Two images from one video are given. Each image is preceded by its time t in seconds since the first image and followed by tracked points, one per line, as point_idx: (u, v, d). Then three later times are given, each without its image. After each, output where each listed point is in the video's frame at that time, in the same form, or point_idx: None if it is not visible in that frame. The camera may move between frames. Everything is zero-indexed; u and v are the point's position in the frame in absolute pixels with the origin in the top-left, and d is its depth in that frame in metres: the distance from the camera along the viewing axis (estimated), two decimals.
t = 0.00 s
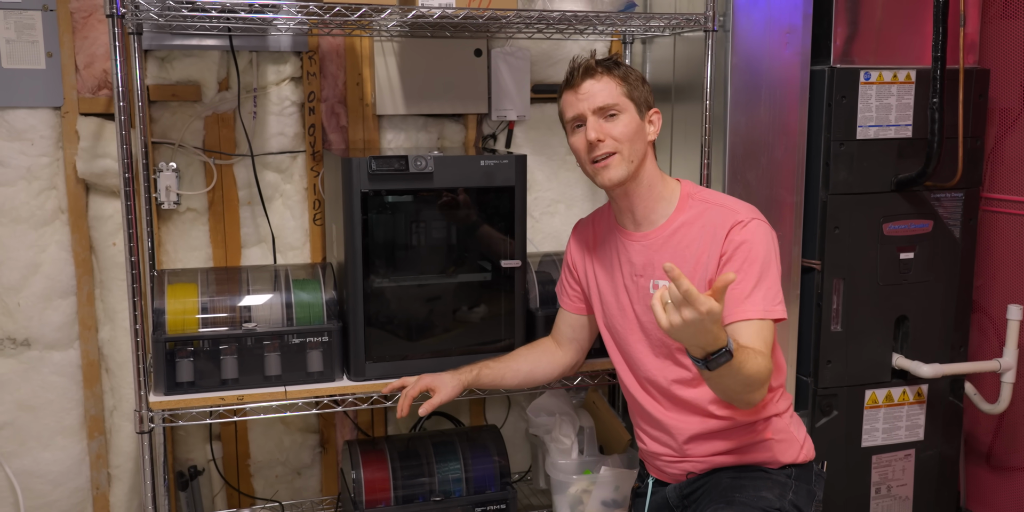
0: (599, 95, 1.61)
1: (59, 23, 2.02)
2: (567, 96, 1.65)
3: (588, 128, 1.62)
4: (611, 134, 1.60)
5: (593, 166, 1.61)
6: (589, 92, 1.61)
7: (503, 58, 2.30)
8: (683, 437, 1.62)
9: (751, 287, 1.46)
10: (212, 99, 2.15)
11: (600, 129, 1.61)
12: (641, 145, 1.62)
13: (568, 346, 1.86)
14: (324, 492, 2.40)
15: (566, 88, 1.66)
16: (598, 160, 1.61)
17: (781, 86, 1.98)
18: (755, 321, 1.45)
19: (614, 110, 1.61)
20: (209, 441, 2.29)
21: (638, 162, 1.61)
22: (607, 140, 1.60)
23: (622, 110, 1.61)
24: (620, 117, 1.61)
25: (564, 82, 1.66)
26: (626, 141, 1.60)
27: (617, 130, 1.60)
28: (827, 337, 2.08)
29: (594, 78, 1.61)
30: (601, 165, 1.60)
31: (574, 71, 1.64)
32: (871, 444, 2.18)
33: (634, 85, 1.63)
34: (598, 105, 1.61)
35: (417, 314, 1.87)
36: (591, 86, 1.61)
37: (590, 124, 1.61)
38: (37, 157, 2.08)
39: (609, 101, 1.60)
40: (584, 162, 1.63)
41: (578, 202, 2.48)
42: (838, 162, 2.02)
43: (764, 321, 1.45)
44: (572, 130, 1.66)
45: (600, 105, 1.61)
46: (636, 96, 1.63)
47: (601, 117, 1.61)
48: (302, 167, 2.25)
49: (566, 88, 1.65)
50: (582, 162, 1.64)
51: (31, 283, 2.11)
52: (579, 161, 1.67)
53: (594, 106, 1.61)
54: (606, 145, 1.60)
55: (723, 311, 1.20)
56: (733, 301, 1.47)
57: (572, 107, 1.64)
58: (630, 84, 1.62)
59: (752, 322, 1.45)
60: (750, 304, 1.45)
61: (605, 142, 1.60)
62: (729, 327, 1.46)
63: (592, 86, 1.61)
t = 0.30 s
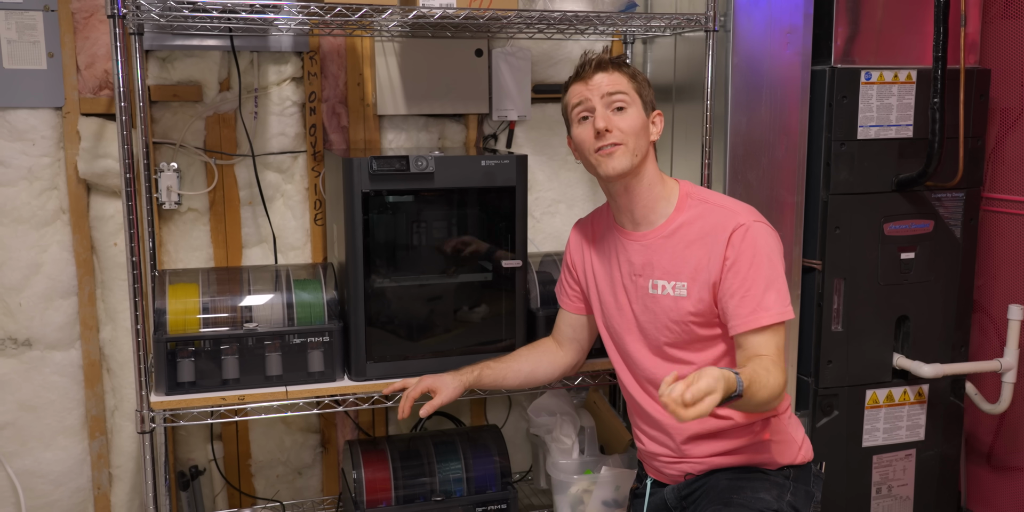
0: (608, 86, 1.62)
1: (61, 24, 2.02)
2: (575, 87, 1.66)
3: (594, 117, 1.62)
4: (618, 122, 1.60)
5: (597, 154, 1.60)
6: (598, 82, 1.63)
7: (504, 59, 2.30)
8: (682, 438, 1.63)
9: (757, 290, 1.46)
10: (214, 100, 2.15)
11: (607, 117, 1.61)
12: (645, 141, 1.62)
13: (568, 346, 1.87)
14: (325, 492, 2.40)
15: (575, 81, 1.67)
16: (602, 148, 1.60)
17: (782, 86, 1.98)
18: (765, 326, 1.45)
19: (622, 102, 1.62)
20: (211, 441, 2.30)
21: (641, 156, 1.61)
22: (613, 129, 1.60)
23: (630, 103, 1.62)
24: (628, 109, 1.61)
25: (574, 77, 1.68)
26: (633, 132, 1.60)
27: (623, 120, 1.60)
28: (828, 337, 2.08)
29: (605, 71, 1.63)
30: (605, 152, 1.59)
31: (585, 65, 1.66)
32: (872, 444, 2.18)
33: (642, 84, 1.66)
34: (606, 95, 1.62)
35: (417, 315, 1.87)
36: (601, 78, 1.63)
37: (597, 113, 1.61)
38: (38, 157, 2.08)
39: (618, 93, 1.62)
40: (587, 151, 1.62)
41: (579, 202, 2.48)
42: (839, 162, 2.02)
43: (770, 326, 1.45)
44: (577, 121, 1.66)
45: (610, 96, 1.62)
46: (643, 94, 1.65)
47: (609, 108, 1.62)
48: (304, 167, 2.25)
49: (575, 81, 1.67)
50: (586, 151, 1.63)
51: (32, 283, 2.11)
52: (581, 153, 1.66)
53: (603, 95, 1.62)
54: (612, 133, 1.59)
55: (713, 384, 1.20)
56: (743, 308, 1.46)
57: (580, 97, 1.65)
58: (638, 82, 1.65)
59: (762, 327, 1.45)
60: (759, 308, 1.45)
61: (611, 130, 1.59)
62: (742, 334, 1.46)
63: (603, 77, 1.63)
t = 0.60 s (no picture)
0: (613, 87, 1.63)
1: (58, 26, 2.02)
2: (578, 87, 1.66)
3: (599, 118, 1.61)
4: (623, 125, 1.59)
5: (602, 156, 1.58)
6: (603, 83, 1.63)
7: (501, 61, 2.30)
8: (679, 440, 1.63)
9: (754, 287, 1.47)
10: (211, 102, 2.15)
11: (612, 118, 1.60)
12: (645, 147, 1.62)
13: (565, 349, 1.87)
14: (323, 494, 2.40)
15: (578, 80, 1.67)
16: (607, 150, 1.59)
17: (779, 87, 1.98)
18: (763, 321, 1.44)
19: (626, 104, 1.62)
20: (208, 443, 2.30)
21: (642, 161, 1.61)
22: (618, 132, 1.59)
23: (634, 107, 1.62)
24: (632, 112, 1.62)
25: (577, 76, 1.68)
26: (637, 136, 1.60)
27: (627, 124, 1.60)
28: (825, 338, 2.08)
29: (612, 73, 1.64)
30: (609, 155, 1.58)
31: (591, 66, 1.66)
32: (869, 445, 2.18)
33: (644, 89, 1.67)
34: (612, 96, 1.62)
35: (415, 316, 1.87)
36: (606, 79, 1.64)
37: (602, 114, 1.61)
38: (36, 160, 2.08)
39: (623, 95, 1.62)
40: (590, 152, 1.61)
41: (576, 204, 2.48)
42: (836, 163, 2.02)
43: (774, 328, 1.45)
44: (578, 121, 1.64)
45: (615, 97, 1.62)
46: (645, 98, 1.66)
47: (613, 110, 1.62)
48: (301, 169, 2.25)
49: (579, 80, 1.67)
50: (589, 151, 1.61)
51: (29, 286, 2.11)
52: (581, 154, 1.65)
53: (608, 96, 1.62)
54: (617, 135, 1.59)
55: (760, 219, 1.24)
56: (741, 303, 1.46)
57: (584, 96, 1.64)
58: (641, 86, 1.66)
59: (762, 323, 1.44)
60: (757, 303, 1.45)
61: (616, 133, 1.59)
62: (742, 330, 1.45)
63: (609, 78, 1.64)
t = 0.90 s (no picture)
0: (610, 107, 1.57)
1: (59, 27, 2.02)
2: (573, 105, 1.60)
3: (598, 142, 1.58)
4: (622, 149, 1.57)
5: (601, 183, 1.56)
6: (600, 103, 1.58)
7: (502, 62, 2.30)
8: (683, 442, 1.64)
9: (755, 300, 1.46)
10: (212, 103, 2.15)
11: (610, 142, 1.57)
12: (644, 163, 1.60)
13: (566, 351, 1.86)
14: (323, 495, 2.40)
15: (573, 97, 1.61)
16: (607, 176, 1.57)
17: (780, 89, 1.98)
18: (762, 333, 1.44)
19: (624, 124, 1.58)
20: (209, 444, 2.29)
21: (642, 180, 1.59)
22: (618, 157, 1.56)
23: (632, 125, 1.59)
24: (630, 132, 1.58)
25: (571, 90, 1.61)
26: (635, 159, 1.57)
27: (626, 146, 1.57)
28: (826, 339, 2.08)
29: (609, 91, 1.58)
30: (609, 182, 1.56)
31: (586, 82, 1.60)
32: (870, 447, 2.18)
33: (641, 100, 1.62)
34: (610, 118, 1.57)
35: (416, 317, 1.87)
36: (603, 98, 1.58)
37: (600, 138, 1.58)
38: (37, 160, 2.08)
39: (621, 115, 1.57)
40: (590, 177, 1.59)
41: (577, 205, 2.48)
42: (838, 165, 2.02)
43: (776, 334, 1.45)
44: (575, 141, 1.61)
45: (613, 118, 1.57)
46: (642, 111, 1.62)
47: (611, 131, 1.58)
48: (302, 170, 2.25)
49: (573, 96, 1.60)
50: (587, 176, 1.59)
51: (30, 287, 2.11)
52: (580, 174, 1.63)
53: (606, 118, 1.57)
54: (617, 162, 1.56)
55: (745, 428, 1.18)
56: (740, 315, 1.46)
57: (580, 117, 1.59)
58: (638, 98, 1.61)
59: (761, 334, 1.44)
60: (757, 315, 1.44)
61: (615, 159, 1.56)
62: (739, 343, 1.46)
63: (606, 98, 1.58)
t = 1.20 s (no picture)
0: (615, 113, 1.56)
1: (62, 27, 2.02)
2: (577, 109, 1.59)
3: (601, 147, 1.57)
4: (624, 156, 1.57)
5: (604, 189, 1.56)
6: (605, 109, 1.57)
7: (505, 62, 2.30)
8: (684, 443, 1.63)
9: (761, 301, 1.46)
10: (214, 103, 2.15)
11: (614, 148, 1.57)
12: (646, 167, 1.60)
13: (567, 351, 1.86)
14: (325, 495, 2.40)
15: (577, 100, 1.59)
16: (609, 181, 1.56)
17: (783, 90, 1.98)
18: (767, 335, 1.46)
19: (627, 130, 1.58)
20: (211, 444, 2.29)
21: (643, 185, 1.59)
22: (621, 162, 1.56)
23: (635, 131, 1.58)
24: (632, 137, 1.58)
25: (576, 93, 1.60)
26: (637, 164, 1.57)
27: (629, 151, 1.57)
28: (829, 340, 2.08)
29: (614, 97, 1.57)
30: (610, 187, 1.56)
31: (591, 86, 1.58)
32: (873, 448, 2.17)
33: (644, 105, 1.61)
34: (614, 124, 1.56)
35: (418, 317, 1.87)
36: (608, 104, 1.57)
37: (603, 144, 1.57)
38: (39, 161, 2.08)
39: (625, 120, 1.57)
40: (592, 182, 1.59)
41: (579, 206, 2.49)
42: (840, 165, 2.02)
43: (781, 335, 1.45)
44: (577, 145, 1.61)
45: (616, 124, 1.57)
46: (644, 115, 1.61)
47: (614, 136, 1.58)
48: (304, 170, 2.25)
49: (577, 99, 1.59)
50: (588, 180, 1.59)
51: (32, 287, 2.11)
52: (581, 177, 1.62)
53: (610, 123, 1.57)
54: (620, 168, 1.56)
55: None
56: (751, 319, 1.46)
57: (584, 121, 1.59)
58: (642, 103, 1.60)
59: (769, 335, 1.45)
60: (766, 315, 1.46)
61: (618, 164, 1.56)
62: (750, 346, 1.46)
63: (610, 104, 1.57)
